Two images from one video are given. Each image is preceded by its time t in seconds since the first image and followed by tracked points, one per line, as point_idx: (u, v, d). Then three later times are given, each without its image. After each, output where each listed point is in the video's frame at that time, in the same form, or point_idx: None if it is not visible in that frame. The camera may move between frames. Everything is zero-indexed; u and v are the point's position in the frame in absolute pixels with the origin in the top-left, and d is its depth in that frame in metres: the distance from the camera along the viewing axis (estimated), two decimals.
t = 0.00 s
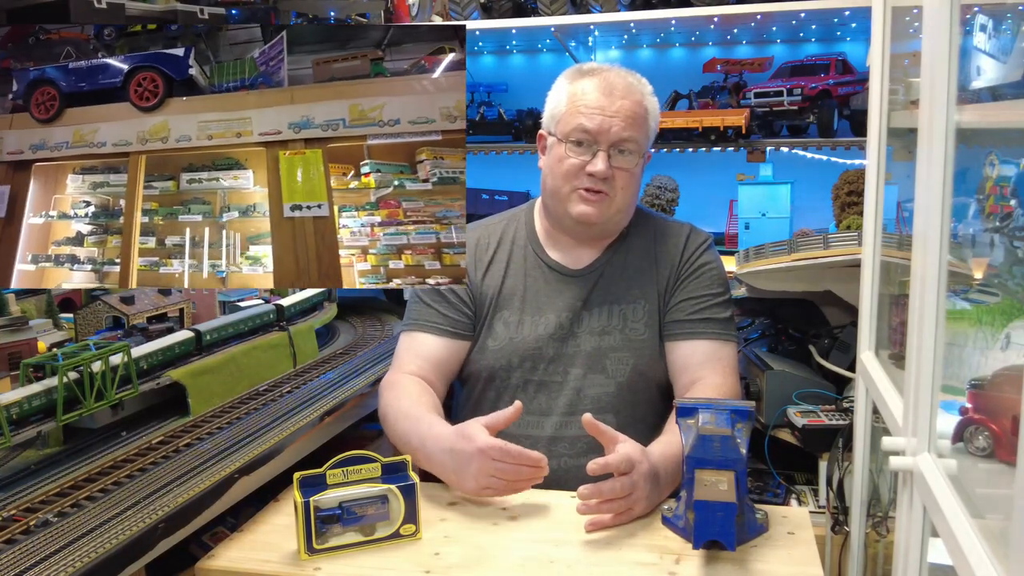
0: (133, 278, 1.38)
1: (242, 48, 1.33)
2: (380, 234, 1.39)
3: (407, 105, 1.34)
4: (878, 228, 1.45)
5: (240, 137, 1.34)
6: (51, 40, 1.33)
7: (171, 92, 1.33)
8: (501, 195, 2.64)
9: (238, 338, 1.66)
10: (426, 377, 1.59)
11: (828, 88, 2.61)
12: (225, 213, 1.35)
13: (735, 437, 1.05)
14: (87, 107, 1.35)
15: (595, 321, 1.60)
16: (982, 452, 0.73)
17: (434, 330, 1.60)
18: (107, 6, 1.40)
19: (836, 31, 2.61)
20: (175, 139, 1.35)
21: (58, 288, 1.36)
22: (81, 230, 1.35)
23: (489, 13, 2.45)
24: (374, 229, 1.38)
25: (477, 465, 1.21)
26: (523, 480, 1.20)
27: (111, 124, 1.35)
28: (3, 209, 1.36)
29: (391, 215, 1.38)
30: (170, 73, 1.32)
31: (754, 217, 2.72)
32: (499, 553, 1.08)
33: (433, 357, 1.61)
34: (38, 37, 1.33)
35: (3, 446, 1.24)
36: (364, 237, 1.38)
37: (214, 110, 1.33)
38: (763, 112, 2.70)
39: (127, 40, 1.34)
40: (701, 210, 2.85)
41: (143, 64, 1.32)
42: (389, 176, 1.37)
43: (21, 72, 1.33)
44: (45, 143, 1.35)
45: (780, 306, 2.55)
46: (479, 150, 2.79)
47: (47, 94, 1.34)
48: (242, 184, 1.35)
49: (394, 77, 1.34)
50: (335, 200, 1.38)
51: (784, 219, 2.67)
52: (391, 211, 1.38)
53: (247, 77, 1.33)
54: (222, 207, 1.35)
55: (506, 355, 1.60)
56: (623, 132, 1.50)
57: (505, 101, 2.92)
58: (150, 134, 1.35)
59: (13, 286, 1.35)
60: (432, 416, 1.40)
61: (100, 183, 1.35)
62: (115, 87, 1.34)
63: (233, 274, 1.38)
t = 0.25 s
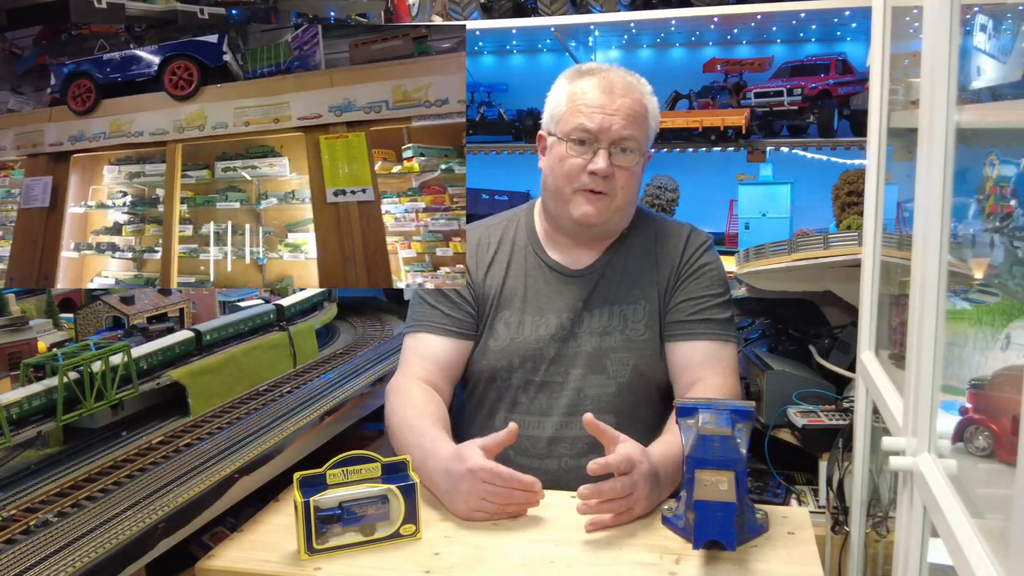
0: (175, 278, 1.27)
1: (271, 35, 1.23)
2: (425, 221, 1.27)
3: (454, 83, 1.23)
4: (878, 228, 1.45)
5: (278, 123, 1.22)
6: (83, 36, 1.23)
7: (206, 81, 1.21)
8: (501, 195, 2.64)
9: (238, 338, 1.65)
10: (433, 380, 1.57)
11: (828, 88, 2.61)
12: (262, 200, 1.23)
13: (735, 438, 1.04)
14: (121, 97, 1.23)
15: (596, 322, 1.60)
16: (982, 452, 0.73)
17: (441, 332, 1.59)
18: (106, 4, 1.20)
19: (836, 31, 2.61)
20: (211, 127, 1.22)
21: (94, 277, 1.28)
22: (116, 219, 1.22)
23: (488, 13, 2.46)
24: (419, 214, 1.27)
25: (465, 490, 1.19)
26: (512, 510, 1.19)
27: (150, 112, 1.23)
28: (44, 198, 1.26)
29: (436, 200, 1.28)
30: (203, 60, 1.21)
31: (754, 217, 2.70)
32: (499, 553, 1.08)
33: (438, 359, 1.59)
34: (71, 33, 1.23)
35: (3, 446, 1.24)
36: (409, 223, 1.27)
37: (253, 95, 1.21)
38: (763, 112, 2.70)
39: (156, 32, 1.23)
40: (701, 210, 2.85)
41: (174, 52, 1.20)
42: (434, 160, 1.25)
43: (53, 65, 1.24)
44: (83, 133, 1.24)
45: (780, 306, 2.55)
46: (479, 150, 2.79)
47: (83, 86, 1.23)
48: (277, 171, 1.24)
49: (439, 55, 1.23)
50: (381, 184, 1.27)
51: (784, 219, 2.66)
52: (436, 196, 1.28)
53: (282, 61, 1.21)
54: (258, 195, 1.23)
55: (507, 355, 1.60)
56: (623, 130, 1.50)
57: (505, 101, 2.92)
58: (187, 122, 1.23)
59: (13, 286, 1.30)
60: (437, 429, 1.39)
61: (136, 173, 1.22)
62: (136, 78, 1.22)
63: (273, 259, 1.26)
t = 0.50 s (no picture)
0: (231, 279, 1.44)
1: (311, 29, 1.42)
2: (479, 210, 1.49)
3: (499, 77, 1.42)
4: (878, 228, 1.45)
5: (329, 114, 1.41)
6: (127, 40, 1.34)
7: (252, 77, 1.39)
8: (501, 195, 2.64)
9: (238, 338, 1.65)
10: (432, 381, 1.58)
11: (828, 88, 2.61)
12: (313, 192, 1.42)
13: (734, 437, 1.04)
14: (172, 96, 1.38)
15: (595, 322, 1.60)
16: (982, 453, 0.73)
17: (439, 333, 1.60)
18: (106, 5, 1.30)
19: (836, 31, 2.61)
20: (261, 121, 1.40)
21: (144, 270, 1.40)
22: (168, 212, 1.36)
23: (489, 14, 2.47)
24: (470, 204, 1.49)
25: (461, 486, 1.19)
26: (507, 509, 1.18)
27: (198, 110, 1.39)
28: (102, 194, 1.36)
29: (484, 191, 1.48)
30: (252, 57, 1.39)
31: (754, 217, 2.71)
32: (499, 553, 1.08)
33: (439, 362, 1.60)
34: (114, 38, 1.34)
35: (3, 446, 1.23)
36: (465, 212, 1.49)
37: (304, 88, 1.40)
38: (763, 112, 2.70)
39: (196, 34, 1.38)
40: (700, 210, 2.85)
41: (225, 50, 1.38)
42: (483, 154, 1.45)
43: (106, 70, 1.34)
44: (136, 133, 1.36)
45: (780, 306, 2.55)
46: (479, 150, 2.79)
47: (134, 87, 1.35)
48: (325, 164, 1.43)
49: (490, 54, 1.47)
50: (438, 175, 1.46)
51: (784, 219, 2.66)
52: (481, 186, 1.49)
53: (328, 54, 1.41)
54: (308, 187, 1.41)
55: (506, 355, 1.60)
56: (616, 126, 1.50)
57: (505, 101, 2.92)
58: (234, 118, 1.40)
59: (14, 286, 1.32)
60: (438, 433, 1.40)
61: (184, 169, 1.38)
62: (192, 79, 1.38)
63: (325, 251, 1.46)
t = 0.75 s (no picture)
0: (293, 282, 1.35)
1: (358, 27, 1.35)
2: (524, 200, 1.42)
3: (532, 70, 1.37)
4: (877, 228, 1.45)
5: (386, 113, 1.34)
6: (172, 44, 1.29)
7: (304, 77, 1.31)
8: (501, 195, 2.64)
9: (238, 338, 1.64)
10: (433, 383, 1.59)
11: (828, 88, 2.61)
12: (370, 189, 1.34)
13: (734, 437, 1.04)
14: (222, 100, 1.30)
15: (593, 321, 1.60)
16: (982, 453, 0.73)
17: (437, 333, 1.61)
18: (107, 5, 1.27)
19: (836, 31, 2.61)
20: (315, 120, 1.31)
21: (200, 266, 1.33)
22: (220, 210, 1.30)
23: (488, 13, 2.47)
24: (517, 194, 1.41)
25: (461, 485, 1.20)
26: (507, 509, 1.18)
27: (251, 111, 1.31)
28: (162, 193, 1.30)
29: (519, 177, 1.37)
30: (304, 57, 1.31)
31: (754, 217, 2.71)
32: (499, 553, 1.08)
33: (438, 364, 1.61)
34: (161, 43, 1.30)
35: (3, 446, 1.23)
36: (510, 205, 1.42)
37: (363, 87, 1.32)
38: (763, 112, 2.71)
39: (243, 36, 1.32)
40: (701, 210, 2.84)
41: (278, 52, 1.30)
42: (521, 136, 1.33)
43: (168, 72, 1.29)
44: (192, 135, 1.30)
45: (780, 306, 2.55)
46: (479, 150, 2.79)
47: (188, 92, 1.29)
48: (381, 160, 1.34)
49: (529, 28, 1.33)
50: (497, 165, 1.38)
51: (784, 219, 2.66)
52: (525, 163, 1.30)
53: (382, 51, 1.33)
54: (364, 185, 1.33)
55: (504, 354, 1.60)
56: (611, 126, 1.50)
57: (505, 101, 2.92)
58: (289, 118, 1.32)
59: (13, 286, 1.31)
60: (438, 433, 1.40)
61: (235, 168, 1.30)
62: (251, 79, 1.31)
63: (383, 247, 1.37)
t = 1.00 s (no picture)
0: (347, 278, 1.44)
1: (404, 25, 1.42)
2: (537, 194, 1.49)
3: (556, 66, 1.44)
4: (877, 228, 1.45)
5: (442, 110, 1.43)
6: (216, 47, 1.36)
7: (355, 76, 1.39)
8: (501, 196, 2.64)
9: (238, 338, 1.64)
10: (432, 384, 1.59)
11: (828, 88, 2.61)
12: (423, 186, 1.45)
13: (735, 437, 1.04)
14: (270, 101, 1.37)
15: (592, 321, 1.59)
16: (982, 452, 0.73)
17: (436, 334, 1.61)
18: (106, 5, 1.36)
19: (836, 31, 2.61)
20: (369, 119, 1.41)
21: (250, 261, 1.37)
22: (268, 207, 1.36)
23: (488, 14, 2.46)
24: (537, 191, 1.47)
25: (461, 485, 1.20)
26: (507, 509, 1.18)
27: (302, 111, 1.39)
28: (214, 191, 1.35)
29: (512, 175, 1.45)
30: (355, 57, 1.39)
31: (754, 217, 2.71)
32: (499, 553, 1.08)
33: (436, 364, 1.61)
34: (203, 47, 1.36)
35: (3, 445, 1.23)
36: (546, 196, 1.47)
37: (413, 86, 1.42)
38: (763, 112, 2.71)
39: (286, 36, 1.40)
40: (701, 210, 2.84)
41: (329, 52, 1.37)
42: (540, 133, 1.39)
43: (213, 76, 1.34)
44: (241, 135, 1.35)
45: (780, 306, 2.54)
46: (479, 150, 2.79)
47: (236, 94, 1.35)
48: (434, 157, 1.45)
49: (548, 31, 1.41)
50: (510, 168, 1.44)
51: (784, 219, 2.66)
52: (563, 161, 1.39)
53: (435, 47, 1.41)
54: (417, 181, 1.44)
55: (503, 354, 1.60)
56: (612, 129, 1.49)
57: (505, 101, 2.92)
58: (341, 117, 1.41)
59: (14, 286, 1.25)
60: (438, 433, 1.40)
61: (283, 166, 1.37)
62: (300, 80, 1.39)
63: (439, 241, 1.49)
